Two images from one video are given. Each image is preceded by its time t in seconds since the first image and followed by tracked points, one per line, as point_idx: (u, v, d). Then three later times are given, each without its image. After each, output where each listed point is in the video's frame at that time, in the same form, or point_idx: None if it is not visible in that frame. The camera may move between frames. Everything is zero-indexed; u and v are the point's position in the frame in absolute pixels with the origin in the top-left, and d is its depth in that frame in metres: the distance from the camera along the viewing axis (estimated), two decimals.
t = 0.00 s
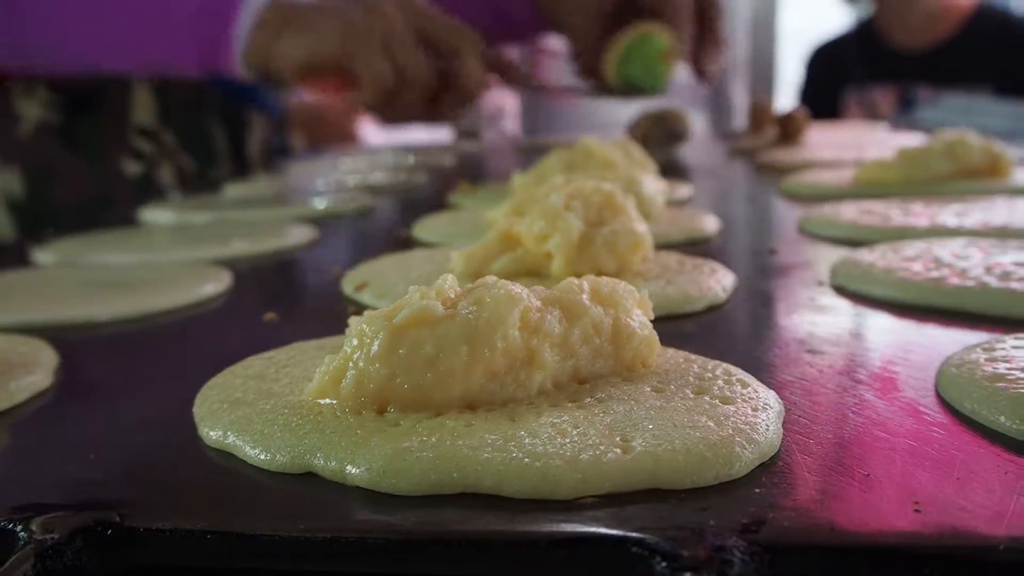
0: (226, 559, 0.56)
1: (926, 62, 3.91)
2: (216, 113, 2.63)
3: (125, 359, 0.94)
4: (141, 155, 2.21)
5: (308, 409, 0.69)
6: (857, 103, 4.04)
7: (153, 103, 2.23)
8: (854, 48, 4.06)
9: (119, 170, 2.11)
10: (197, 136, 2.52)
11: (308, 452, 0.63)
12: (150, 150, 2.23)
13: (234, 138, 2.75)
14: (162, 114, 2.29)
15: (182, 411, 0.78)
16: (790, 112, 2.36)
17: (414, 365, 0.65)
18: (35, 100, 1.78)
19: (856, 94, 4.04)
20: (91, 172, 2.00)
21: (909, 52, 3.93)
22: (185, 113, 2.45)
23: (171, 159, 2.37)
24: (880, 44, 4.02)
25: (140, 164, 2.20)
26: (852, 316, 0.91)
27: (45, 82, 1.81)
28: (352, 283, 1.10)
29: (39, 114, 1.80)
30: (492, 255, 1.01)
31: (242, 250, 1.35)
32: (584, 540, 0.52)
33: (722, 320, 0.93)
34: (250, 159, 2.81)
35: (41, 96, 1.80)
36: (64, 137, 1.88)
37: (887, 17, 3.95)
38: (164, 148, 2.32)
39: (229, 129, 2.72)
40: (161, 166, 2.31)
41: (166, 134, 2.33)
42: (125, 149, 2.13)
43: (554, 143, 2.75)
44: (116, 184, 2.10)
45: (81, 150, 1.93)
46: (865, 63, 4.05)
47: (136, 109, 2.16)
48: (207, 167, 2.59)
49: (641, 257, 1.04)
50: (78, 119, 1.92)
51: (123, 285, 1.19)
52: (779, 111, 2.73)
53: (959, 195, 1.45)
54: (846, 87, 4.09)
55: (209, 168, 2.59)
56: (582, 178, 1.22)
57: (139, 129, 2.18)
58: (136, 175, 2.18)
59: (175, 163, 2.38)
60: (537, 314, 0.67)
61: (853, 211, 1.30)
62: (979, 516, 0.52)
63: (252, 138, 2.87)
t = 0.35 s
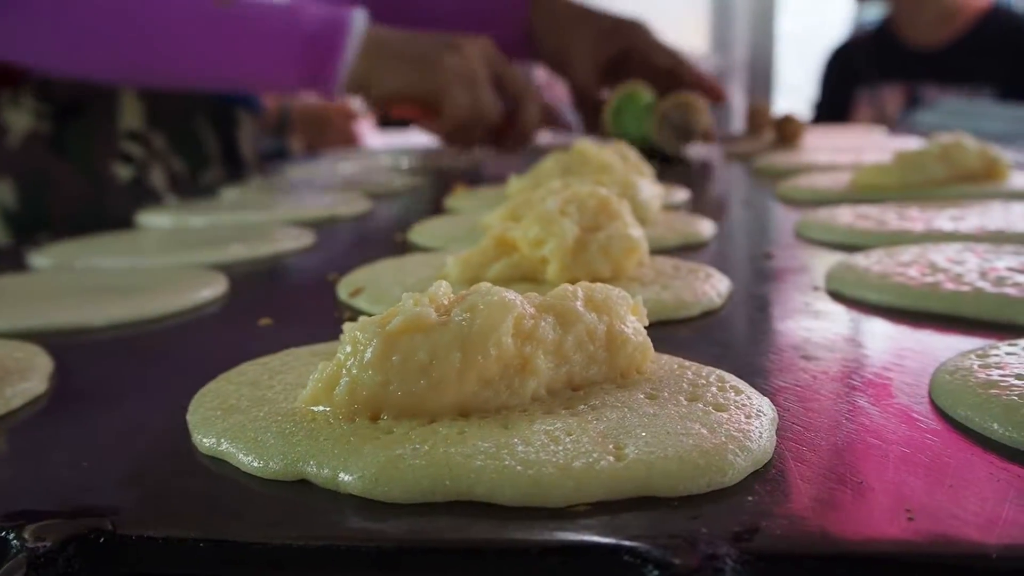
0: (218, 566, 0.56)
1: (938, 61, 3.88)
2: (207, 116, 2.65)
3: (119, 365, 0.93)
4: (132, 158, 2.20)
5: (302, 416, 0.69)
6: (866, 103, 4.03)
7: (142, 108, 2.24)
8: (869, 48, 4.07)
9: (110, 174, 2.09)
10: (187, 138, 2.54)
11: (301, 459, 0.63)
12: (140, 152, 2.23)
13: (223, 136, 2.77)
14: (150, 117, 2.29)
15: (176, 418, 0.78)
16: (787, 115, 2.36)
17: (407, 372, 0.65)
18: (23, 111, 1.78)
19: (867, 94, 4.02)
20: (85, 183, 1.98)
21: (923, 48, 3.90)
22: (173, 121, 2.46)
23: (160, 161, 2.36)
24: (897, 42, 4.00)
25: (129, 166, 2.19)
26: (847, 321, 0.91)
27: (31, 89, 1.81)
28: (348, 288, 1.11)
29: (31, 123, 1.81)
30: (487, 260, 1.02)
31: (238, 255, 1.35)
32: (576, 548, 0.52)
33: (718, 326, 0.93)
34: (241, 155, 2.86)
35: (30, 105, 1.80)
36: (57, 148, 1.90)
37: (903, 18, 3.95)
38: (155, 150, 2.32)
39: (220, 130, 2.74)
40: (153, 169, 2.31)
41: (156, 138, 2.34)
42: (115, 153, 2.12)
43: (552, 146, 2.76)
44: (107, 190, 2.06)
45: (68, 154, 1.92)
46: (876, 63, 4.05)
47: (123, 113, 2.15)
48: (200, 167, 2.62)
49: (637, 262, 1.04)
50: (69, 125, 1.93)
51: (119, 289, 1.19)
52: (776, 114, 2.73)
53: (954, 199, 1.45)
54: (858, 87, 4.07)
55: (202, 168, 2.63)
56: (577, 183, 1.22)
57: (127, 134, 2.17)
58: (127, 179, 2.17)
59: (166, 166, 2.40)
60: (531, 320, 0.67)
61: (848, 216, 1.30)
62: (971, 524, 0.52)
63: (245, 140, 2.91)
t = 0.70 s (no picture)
0: None
1: (956, 59, 3.84)
2: (175, 95, 3.01)
3: (108, 370, 0.92)
4: (112, 142, 2.70)
5: (289, 424, 0.68)
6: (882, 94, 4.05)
7: (116, 95, 2.74)
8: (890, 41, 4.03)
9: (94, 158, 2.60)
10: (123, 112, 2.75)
11: (287, 469, 0.62)
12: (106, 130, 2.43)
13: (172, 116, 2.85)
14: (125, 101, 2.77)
15: (164, 426, 0.77)
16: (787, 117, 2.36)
17: (395, 380, 0.64)
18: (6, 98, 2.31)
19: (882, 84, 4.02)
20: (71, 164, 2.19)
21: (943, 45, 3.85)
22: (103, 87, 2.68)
23: (140, 143, 2.84)
24: (915, 41, 3.94)
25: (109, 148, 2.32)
26: (842, 326, 0.90)
27: None
28: (340, 292, 1.10)
29: (13, 112, 2.34)
30: (480, 264, 1.01)
31: (231, 258, 1.34)
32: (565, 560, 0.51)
33: (713, 331, 0.92)
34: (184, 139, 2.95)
35: (12, 95, 2.32)
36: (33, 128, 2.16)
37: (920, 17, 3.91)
38: (132, 134, 2.80)
39: (192, 112, 3.07)
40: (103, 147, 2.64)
41: (134, 121, 2.82)
42: (97, 139, 2.62)
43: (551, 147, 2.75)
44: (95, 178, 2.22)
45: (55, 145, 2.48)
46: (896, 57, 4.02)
47: (102, 100, 2.67)
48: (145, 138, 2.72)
49: (631, 266, 1.03)
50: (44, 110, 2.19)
51: (111, 293, 1.18)
52: (775, 115, 2.72)
53: (954, 202, 1.44)
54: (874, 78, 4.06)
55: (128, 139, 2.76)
56: (573, 185, 1.21)
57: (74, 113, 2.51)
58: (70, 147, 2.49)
59: (145, 148, 2.85)
60: (522, 327, 0.66)
61: (846, 218, 1.29)
62: (966, 535, 0.51)
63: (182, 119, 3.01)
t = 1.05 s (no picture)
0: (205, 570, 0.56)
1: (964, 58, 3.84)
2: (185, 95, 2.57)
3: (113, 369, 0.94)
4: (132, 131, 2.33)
5: (291, 420, 0.69)
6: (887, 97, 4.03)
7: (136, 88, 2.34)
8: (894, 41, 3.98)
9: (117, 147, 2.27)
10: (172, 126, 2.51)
11: (289, 463, 0.63)
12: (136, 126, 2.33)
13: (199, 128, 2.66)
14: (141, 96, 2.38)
15: (166, 423, 0.78)
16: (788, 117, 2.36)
17: (394, 377, 0.65)
18: (58, 84, 2.11)
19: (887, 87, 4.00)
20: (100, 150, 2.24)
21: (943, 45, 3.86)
22: (159, 93, 2.45)
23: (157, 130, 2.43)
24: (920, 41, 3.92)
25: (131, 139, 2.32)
26: (839, 325, 0.91)
27: (65, 66, 2.14)
28: (342, 292, 1.11)
29: (63, 97, 2.13)
30: (479, 264, 1.02)
31: (234, 258, 1.35)
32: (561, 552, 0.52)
33: (712, 329, 0.93)
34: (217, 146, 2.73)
35: (63, 82, 2.13)
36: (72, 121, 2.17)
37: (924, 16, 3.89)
38: (150, 123, 2.40)
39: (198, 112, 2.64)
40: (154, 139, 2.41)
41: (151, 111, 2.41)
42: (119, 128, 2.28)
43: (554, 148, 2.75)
44: (122, 164, 2.29)
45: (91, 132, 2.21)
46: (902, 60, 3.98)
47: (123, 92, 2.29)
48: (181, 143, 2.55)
49: (630, 265, 1.04)
50: (85, 103, 2.20)
51: (118, 293, 1.19)
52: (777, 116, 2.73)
53: (955, 201, 1.45)
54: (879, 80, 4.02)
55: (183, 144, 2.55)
56: (573, 186, 1.22)
57: (126, 108, 2.30)
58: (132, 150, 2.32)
59: (162, 134, 2.44)
60: (519, 325, 0.67)
61: (844, 218, 1.30)
62: (956, 530, 0.52)
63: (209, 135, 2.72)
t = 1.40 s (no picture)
0: (219, 560, 0.56)
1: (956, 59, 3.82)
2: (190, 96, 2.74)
3: (125, 364, 0.95)
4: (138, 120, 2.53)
5: (302, 414, 0.70)
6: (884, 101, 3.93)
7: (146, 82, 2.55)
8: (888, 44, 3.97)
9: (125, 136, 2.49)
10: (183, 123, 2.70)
11: (301, 456, 0.64)
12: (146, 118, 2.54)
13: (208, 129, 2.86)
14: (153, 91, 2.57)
15: (179, 417, 0.79)
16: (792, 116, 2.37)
17: (405, 370, 0.66)
18: (75, 72, 2.34)
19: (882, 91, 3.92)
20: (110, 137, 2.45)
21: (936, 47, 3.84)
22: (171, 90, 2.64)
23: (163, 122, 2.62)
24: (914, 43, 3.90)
25: (140, 128, 2.53)
26: (845, 319, 0.92)
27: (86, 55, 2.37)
28: (350, 288, 1.12)
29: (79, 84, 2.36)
30: (487, 260, 1.03)
31: (242, 255, 1.36)
32: (571, 543, 0.52)
33: (717, 325, 0.93)
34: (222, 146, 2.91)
35: (82, 70, 2.36)
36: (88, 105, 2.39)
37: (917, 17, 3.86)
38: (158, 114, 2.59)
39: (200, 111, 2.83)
40: (159, 130, 2.60)
41: (158, 104, 2.60)
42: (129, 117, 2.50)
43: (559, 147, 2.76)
44: (130, 151, 2.51)
45: (99, 116, 2.42)
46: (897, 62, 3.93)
47: (132, 87, 2.50)
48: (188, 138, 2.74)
49: (637, 261, 1.04)
50: (101, 90, 2.42)
51: (129, 289, 1.20)
52: (780, 115, 2.73)
53: (959, 198, 1.45)
54: (875, 82, 3.97)
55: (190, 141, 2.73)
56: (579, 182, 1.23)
57: (138, 100, 2.52)
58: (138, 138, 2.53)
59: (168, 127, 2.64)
60: (529, 318, 0.68)
61: (849, 215, 1.31)
62: (962, 519, 0.52)
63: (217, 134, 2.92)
